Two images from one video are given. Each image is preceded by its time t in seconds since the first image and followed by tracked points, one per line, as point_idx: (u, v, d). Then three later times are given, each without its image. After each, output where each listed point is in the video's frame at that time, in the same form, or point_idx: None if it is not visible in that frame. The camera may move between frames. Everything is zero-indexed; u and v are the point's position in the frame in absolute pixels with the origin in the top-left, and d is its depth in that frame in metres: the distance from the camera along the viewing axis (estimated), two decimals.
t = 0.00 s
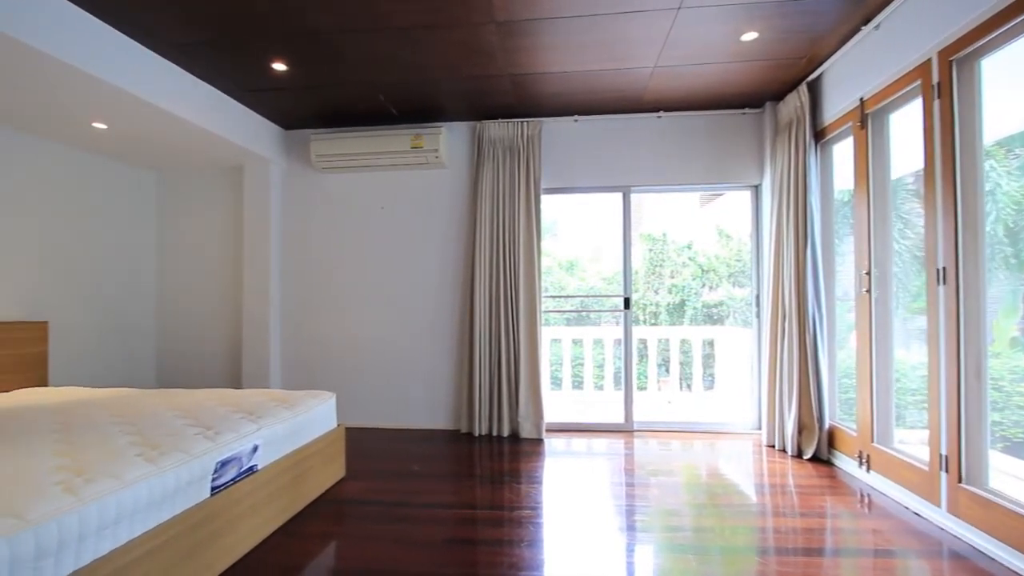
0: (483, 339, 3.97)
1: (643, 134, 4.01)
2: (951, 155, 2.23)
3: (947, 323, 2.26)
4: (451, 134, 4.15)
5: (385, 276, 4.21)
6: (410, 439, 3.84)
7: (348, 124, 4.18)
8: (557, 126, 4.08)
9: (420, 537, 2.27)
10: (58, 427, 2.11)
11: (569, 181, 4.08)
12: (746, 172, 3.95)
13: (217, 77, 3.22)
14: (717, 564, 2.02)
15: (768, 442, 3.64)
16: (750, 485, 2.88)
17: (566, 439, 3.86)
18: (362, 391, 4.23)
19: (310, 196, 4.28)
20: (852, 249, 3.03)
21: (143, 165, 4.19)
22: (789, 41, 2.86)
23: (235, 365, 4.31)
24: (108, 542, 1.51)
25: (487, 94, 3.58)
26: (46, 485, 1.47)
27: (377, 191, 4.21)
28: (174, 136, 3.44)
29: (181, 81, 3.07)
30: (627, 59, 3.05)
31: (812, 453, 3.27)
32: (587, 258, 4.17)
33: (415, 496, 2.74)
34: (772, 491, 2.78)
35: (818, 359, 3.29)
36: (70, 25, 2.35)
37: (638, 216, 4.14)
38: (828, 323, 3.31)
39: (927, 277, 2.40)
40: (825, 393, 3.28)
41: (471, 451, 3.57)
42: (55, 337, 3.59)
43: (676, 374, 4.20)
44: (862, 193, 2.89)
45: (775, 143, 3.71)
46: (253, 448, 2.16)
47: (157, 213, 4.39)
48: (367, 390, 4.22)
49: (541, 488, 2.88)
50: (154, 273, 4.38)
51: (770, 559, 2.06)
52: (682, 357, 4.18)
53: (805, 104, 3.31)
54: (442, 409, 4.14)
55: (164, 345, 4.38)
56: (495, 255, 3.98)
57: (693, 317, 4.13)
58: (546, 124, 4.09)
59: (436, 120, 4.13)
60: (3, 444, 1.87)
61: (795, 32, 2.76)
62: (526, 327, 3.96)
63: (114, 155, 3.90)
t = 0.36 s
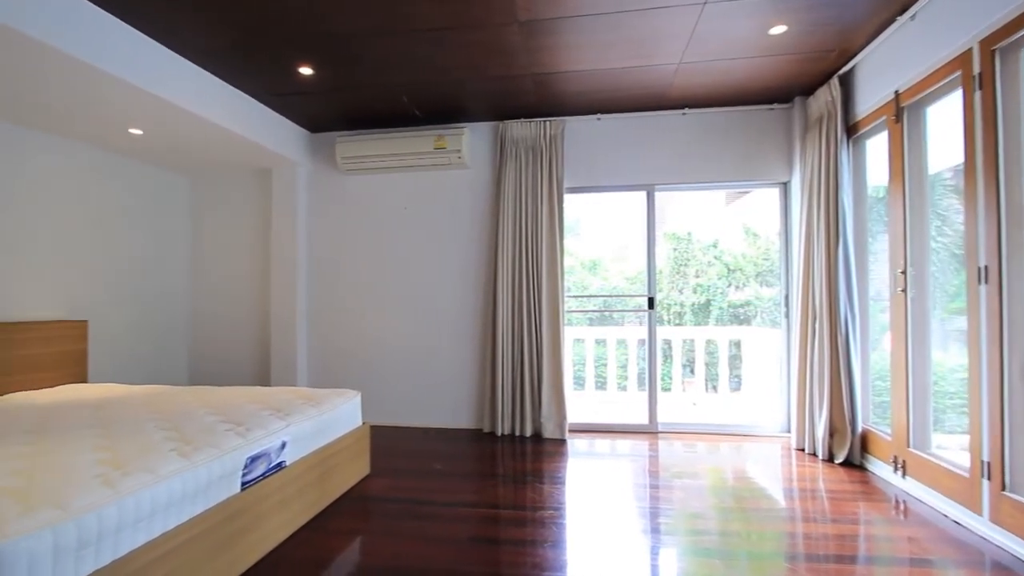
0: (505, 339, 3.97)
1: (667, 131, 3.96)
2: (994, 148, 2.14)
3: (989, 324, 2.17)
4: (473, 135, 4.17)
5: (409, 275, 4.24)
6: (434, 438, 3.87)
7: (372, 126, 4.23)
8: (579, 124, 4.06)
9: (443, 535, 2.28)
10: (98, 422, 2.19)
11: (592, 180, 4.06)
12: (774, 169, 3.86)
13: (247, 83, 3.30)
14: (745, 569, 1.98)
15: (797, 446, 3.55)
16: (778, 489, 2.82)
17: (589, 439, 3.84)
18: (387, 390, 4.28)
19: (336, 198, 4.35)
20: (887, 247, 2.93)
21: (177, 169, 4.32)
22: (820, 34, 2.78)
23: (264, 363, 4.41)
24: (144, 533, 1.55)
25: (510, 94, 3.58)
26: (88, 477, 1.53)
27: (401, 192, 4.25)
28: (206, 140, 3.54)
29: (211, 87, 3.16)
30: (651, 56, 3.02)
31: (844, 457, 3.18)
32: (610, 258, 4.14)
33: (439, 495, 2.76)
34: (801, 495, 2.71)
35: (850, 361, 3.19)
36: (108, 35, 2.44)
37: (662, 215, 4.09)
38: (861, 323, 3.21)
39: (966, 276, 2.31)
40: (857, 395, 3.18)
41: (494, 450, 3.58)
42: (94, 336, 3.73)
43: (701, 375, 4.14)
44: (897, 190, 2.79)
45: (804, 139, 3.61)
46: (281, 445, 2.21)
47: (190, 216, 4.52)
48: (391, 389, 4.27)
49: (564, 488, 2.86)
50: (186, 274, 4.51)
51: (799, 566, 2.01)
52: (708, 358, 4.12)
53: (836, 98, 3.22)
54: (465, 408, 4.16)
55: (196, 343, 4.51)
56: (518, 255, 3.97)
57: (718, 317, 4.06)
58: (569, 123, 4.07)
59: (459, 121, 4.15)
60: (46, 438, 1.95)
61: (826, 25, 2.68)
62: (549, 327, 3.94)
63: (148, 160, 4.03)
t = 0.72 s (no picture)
0: (528, 339, 3.96)
1: (693, 128, 3.89)
2: None
3: None
4: (496, 135, 4.17)
5: (433, 275, 4.28)
6: (458, 437, 3.89)
7: (396, 128, 4.28)
8: (603, 123, 4.02)
9: (467, 534, 2.29)
10: (135, 418, 2.27)
11: (616, 178, 4.02)
12: (804, 165, 3.77)
13: (276, 87, 3.37)
14: None
15: (829, 450, 3.45)
16: (809, 494, 2.74)
17: (613, 440, 3.80)
18: (411, 389, 4.32)
19: (361, 199, 4.41)
20: (925, 245, 2.83)
21: (209, 172, 4.45)
22: (853, 26, 2.70)
23: (292, 362, 4.49)
24: (179, 526, 1.60)
25: (533, 94, 3.57)
26: (126, 471, 1.58)
27: (425, 193, 4.29)
28: (236, 144, 3.63)
29: (241, 92, 3.24)
30: (677, 53, 2.98)
31: (879, 463, 3.08)
32: (634, 257, 4.10)
33: (463, 494, 2.77)
34: (833, 501, 2.64)
35: (885, 363, 3.09)
36: (144, 43, 2.53)
37: (688, 214, 4.03)
38: (897, 324, 3.11)
39: (1011, 275, 2.21)
40: (893, 398, 3.08)
41: (518, 450, 3.58)
42: (131, 334, 3.87)
43: (728, 376, 4.06)
44: (935, 185, 2.69)
45: (836, 134, 3.51)
46: (309, 442, 2.25)
47: (221, 218, 4.65)
48: (416, 388, 4.31)
49: (588, 490, 2.84)
50: (218, 274, 4.63)
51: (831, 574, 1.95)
52: (735, 359, 4.04)
53: (870, 92, 3.12)
54: (488, 408, 4.17)
55: (227, 342, 4.63)
56: (541, 255, 3.97)
57: (746, 317, 3.98)
58: (592, 122, 4.04)
59: (482, 121, 4.16)
60: (87, 432, 2.03)
61: (859, 16, 2.60)
62: (572, 327, 3.92)
63: (182, 164, 4.15)
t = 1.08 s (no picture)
0: (551, 338, 3.95)
1: (719, 125, 3.82)
2: None
3: None
4: (519, 134, 4.17)
5: (456, 275, 4.30)
6: (481, 437, 3.90)
7: (419, 129, 4.31)
8: (627, 121, 3.98)
9: (490, 533, 2.29)
10: (170, 414, 2.34)
11: (640, 177, 3.97)
12: (835, 161, 3.66)
13: (302, 91, 3.44)
14: None
15: (862, 455, 3.35)
16: (840, 500, 2.67)
17: (637, 442, 3.76)
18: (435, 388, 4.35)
19: (386, 200, 4.46)
20: (966, 243, 2.72)
21: (239, 175, 4.56)
22: (887, 17, 2.61)
23: (318, 361, 4.57)
24: (211, 519, 1.64)
25: (556, 93, 3.56)
26: (161, 465, 1.63)
27: (448, 193, 4.31)
28: (264, 147, 3.71)
29: (269, 96, 3.31)
30: (702, 49, 2.93)
31: (916, 469, 2.98)
32: (658, 256, 4.05)
33: (486, 493, 2.77)
34: (867, 507, 2.56)
35: (922, 365, 2.98)
36: (177, 51, 2.60)
37: (714, 212, 3.96)
38: (935, 325, 3.00)
39: None
40: (931, 402, 2.97)
41: (541, 450, 3.57)
42: (166, 333, 3.99)
43: (755, 378, 3.98)
44: (976, 181, 2.59)
45: (870, 129, 3.40)
46: (335, 440, 2.28)
47: (250, 220, 4.76)
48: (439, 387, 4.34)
49: (612, 491, 2.82)
50: (247, 275, 4.75)
51: None
52: (763, 360, 3.96)
53: (906, 84, 3.02)
54: (511, 407, 4.17)
55: (256, 341, 4.73)
56: (564, 254, 3.95)
57: (774, 318, 3.90)
58: (616, 120, 4.00)
59: (505, 121, 4.16)
60: (124, 427, 2.10)
61: (894, 7, 2.52)
62: (596, 327, 3.89)
63: (212, 167, 4.26)
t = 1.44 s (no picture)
0: (575, 338, 3.93)
1: (747, 121, 3.74)
2: None
3: None
4: (542, 134, 4.16)
5: (479, 275, 4.31)
6: (504, 436, 3.90)
7: (443, 130, 4.34)
8: (651, 118, 3.94)
9: (514, 533, 2.29)
10: (203, 410, 2.41)
11: (665, 175, 3.92)
12: (869, 157, 3.54)
13: (329, 94, 3.49)
14: None
15: (899, 460, 3.23)
16: (875, 506, 2.58)
17: (662, 444, 3.71)
18: (458, 388, 4.37)
19: (410, 200, 4.50)
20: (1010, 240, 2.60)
21: (267, 178, 4.66)
22: (925, 6, 2.52)
23: (344, 359, 4.64)
24: (242, 513, 1.68)
25: (579, 91, 3.53)
26: (195, 460, 1.68)
27: (472, 193, 4.33)
28: (292, 150, 3.79)
29: (296, 99, 3.37)
30: (730, 43, 2.87)
31: (956, 476, 2.86)
32: (684, 256, 3.99)
33: (509, 493, 2.77)
34: (903, 515, 2.47)
35: (963, 367, 2.87)
36: (207, 57, 2.68)
37: (741, 210, 3.88)
38: (977, 326, 2.88)
39: None
40: (972, 406, 2.85)
41: (564, 450, 3.55)
42: (198, 332, 4.10)
43: (785, 380, 3.88)
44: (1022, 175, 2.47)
45: (907, 122, 3.28)
46: (360, 437, 2.31)
47: (278, 221, 4.86)
48: (463, 386, 4.36)
49: (637, 493, 2.79)
50: (275, 275, 4.85)
51: None
52: (793, 361, 3.86)
53: (945, 76, 2.90)
54: (534, 408, 4.17)
55: (284, 340, 4.83)
56: (588, 254, 3.92)
57: (804, 318, 3.80)
58: (640, 118, 3.95)
59: (528, 121, 4.15)
60: (160, 423, 2.17)
61: None
62: (620, 327, 3.86)
63: (242, 170, 4.37)
